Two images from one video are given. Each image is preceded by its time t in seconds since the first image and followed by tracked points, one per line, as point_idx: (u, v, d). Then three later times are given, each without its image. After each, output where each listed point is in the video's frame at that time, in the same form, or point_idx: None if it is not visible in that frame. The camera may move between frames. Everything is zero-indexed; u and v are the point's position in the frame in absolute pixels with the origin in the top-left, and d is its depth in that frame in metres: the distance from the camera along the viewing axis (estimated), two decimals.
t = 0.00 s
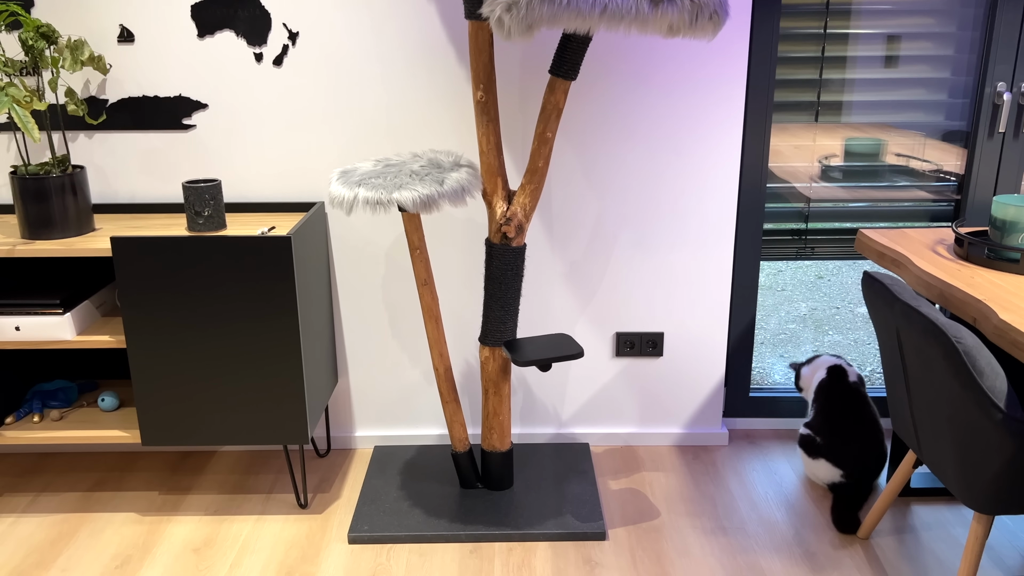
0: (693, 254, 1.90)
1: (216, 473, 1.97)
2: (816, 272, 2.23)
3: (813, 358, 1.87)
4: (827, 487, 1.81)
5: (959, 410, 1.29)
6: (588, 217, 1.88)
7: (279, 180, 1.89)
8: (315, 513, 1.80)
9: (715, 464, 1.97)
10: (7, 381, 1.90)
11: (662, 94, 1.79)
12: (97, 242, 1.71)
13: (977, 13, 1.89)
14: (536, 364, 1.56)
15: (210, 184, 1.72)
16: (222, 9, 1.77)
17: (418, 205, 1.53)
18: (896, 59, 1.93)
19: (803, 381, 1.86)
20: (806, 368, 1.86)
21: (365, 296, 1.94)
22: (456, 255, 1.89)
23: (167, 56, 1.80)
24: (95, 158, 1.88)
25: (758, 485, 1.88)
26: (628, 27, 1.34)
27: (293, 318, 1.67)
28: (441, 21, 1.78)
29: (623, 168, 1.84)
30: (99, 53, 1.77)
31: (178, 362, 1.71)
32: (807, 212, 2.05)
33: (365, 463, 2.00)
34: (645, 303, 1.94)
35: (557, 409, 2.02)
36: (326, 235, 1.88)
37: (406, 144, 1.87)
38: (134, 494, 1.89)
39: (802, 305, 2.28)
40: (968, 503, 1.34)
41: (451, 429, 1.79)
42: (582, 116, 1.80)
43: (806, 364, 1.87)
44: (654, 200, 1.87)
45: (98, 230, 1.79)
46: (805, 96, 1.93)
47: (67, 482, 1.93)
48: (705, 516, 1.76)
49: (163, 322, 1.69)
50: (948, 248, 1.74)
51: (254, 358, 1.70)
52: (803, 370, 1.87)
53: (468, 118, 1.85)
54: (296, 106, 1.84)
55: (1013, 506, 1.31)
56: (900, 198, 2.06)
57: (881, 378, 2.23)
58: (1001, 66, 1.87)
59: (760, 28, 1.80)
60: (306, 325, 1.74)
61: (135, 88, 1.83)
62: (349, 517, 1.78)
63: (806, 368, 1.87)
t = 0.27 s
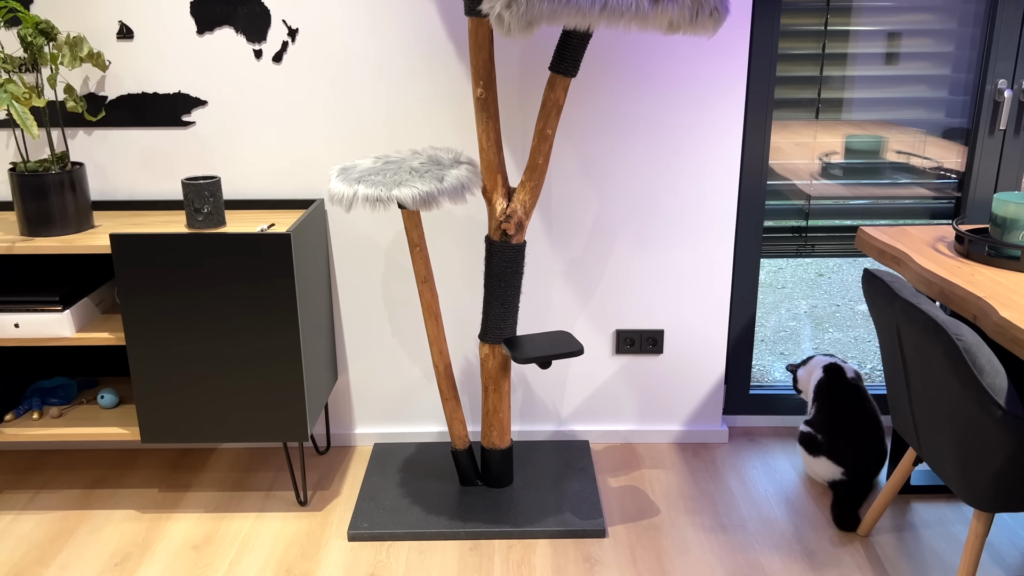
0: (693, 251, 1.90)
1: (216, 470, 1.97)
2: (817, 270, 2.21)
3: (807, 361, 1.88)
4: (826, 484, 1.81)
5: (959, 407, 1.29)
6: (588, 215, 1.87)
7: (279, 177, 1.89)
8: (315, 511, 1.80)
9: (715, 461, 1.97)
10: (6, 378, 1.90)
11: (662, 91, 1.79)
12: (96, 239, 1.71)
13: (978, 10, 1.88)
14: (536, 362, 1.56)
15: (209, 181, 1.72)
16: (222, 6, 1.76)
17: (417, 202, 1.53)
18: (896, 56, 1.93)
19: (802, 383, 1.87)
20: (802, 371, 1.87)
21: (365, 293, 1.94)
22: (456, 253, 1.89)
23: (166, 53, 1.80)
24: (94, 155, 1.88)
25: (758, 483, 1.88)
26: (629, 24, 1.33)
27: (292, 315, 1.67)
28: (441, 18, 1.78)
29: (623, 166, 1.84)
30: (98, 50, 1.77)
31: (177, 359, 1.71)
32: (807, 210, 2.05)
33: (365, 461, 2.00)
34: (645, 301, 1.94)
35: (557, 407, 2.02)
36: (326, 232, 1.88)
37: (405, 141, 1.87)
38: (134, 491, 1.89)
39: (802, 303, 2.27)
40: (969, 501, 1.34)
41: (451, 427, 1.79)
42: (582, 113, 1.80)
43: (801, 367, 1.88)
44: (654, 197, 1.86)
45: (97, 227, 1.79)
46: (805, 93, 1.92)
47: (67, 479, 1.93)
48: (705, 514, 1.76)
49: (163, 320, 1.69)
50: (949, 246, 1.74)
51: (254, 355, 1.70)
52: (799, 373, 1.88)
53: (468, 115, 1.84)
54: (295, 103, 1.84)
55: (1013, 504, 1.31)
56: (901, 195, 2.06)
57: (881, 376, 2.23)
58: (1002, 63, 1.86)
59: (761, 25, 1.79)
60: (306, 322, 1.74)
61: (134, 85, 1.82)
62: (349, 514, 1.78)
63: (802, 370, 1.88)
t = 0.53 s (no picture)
0: (693, 248, 1.90)
1: (216, 467, 1.97)
2: (816, 267, 2.28)
3: (811, 347, 1.89)
4: (826, 481, 1.81)
5: (959, 404, 1.29)
6: (588, 212, 1.87)
7: (279, 174, 1.89)
8: (315, 507, 1.80)
9: (715, 458, 1.97)
10: (6, 375, 1.90)
11: (662, 88, 1.79)
12: (96, 235, 1.71)
13: (978, 7, 1.88)
14: (536, 358, 1.56)
15: (209, 177, 1.72)
16: (222, 3, 1.76)
17: (417, 198, 1.53)
18: (897, 53, 1.93)
19: (803, 368, 1.88)
20: (805, 356, 1.88)
21: (365, 290, 1.94)
22: (456, 249, 1.89)
23: (165, 50, 1.80)
24: (94, 152, 1.88)
25: (758, 480, 1.88)
26: (628, 20, 1.33)
27: (292, 312, 1.67)
28: (441, 14, 1.77)
29: (623, 163, 1.84)
30: (97, 46, 1.77)
31: (177, 356, 1.71)
32: (807, 206, 2.05)
33: (365, 457, 2.00)
34: (646, 298, 1.94)
35: (557, 404, 2.02)
36: (326, 229, 1.88)
37: (405, 138, 1.86)
38: (134, 487, 1.89)
39: (803, 300, 2.31)
40: (968, 498, 1.34)
41: (451, 423, 1.79)
42: (582, 110, 1.80)
43: (805, 352, 1.89)
44: (654, 194, 1.86)
45: (97, 224, 1.79)
46: (805, 90, 1.92)
47: (67, 476, 1.93)
48: (705, 510, 1.76)
49: (162, 316, 1.69)
50: (949, 242, 1.74)
51: (253, 352, 1.70)
52: (802, 357, 1.89)
53: (468, 112, 1.84)
54: (295, 100, 1.84)
55: (1013, 501, 1.31)
56: (901, 192, 2.06)
57: (881, 373, 2.20)
58: (1002, 59, 1.86)
59: (761, 21, 1.79)
60: (306, 319, 1.74)
61: (134, 81, 1.82)
62: (349, 510, 1.78)
63: (804, 355, 1.89)
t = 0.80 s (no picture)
0: (694, 243, 1.90)
1: (215, 462, 1.97)
2: (816, 263, 2.31)
3: (805, 359, 1.88)
4: (827, 477, 1.81)
5: (960, 399, 1.29)
6: (588, 207, 1.87)
7: (278, 169, 1.88)
8: (315, 503, 1.80)
9: (715, 454, 1.96)
10: (5, 370, 1.89)
11: (663, 82, 1.78)
12: (95, 231, 1.70)
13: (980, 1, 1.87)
14: (535, 354, 1.56)
15: (208, 172, 1.71)
16: None
17: (417, 193, 1.52)
18: (897, 48, 1.92)
19: (803, 383, 1.87)
20: (802, 370, 1.88)
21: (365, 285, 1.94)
22: (457, 245, 1.89)
23: (165, 44, 1.79)
24: (93, 147, 1.87)
25: (758, 475, 1.87)
26: (629, 14, 1.32)
27: (292, 308, 1.66)
28: (440, 9, 1.77)
29: (623, 158, 1.83)
30: (96, 41, 1.76)
31: (176, 351, 1.71)
32: (808, 202, 2.05)
33: (365, 453, 1.99)
34: (646, 293, 1.94)
35: (557, 400, 2.02)
36: (325, 224, 1.87)
37: (405, 133, 1.86)
38: (133, 483, 1.89)
39: (803, 296, 2.33)
40: (969, 493, 1.34)
41: (451, 419, 1.79)
42: (582, 105, 1.79)
43: (800, 367, 1.88)
44: (654, 189, 1.86)
45: (96, 219, 1.78)
46: (806, 85, 1.92)
47: (66, 472, 1.93)
48: (705, 506, 1.76)
49: (161, 312, 1.68)
50: (950, 238, 1.73)
51: (253, 348, 1.70)
52: (799, 373, 1.88)
53: (468, 106, 1.84)
54: (295, 95, 1.83)
55: (1014, 496, 1.30)
56: (902, 187, 2.05)
57: (881, 369, 2.19)
58: (1003, 54, 1.85)
59: (761, 16, 1.78)
60: (305, 314, 1.73)
61: (133, 76, 1.82)
62: (349, 506, 1.78)
63: (802, 369, 1.88)
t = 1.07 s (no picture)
0: (695, 237, 1.89)
1: (217, 457, 1.97)
2: (818, 258, 2.23)
3: (817, 337, 1.87)
4: (829, 472, 1.81)
5: (963, 394, 1.28)
6: (589, 202, 1.87)
7: (279, 164, 1.88)
8: (316, 498, 1.80)
9: (717, 449, 1.96)
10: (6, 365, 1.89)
11: (664, 77, 1.78)
12: (95, 226, 1.70)
13: None
14: (537, 349, 1.56)
15: (209, 167, 1.71)
16: None
17: (418, 188, 1.52)
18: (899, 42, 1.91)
19: (807, 358, 1.86)
20: (809, 346, 1.86)
21: (366, 280, 1.93)
22: (458, 240, 1.88)
23: (164, 39, 1.79)
24: (94, 142, 1.87)
25: (760, 470, 1.87)
26: (630, 8, 1.31)
27: (293, 303, 1.66)
28: (441, 3, 1.76)
29: (624, 153, 1.83)
30: (96, 36, 1.76)
31: (177, 346, 1.71)
32: (810, 197, 2.04)
33: (367, 448, 1.99)
34: (647, 288, 1.93)
35: (558, 395, 2.02)
36: (326, 219, 1.87)
37: (405, 127, 1.86)
38: (135, 478, 1.89)
39: (805, 292, 2.29)
40: (971, 488, 1.34)
41: (452, 414, 1.79)
42: (584, 100, 1.79)
43: (808, 341, 1.87)
44: (655, 184, 1.85)
45: (97, 214, 1.78)
46: (808, 80, 1.91)
47: (67, 467, 1.93)
48: (707, 501, 1.76)
49: (161, 307, 1.68)
50: (952, 232, 1.73)
51: (254, 343, 1.70)
52: (805, 348, 1.87)
53: (469, 101, 1.83)
54: (295, 89, 1.83)
55: (1016, 491, 1.30)
56: (904, 182, 2.05)
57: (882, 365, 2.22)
58: (1006, 48, 1.85)
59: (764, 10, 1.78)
60: (307, 309, 1.73)
61: (133, 71, 1.81)
62: (350, 501, 1.78)
63: (808, 345, 1.87)
